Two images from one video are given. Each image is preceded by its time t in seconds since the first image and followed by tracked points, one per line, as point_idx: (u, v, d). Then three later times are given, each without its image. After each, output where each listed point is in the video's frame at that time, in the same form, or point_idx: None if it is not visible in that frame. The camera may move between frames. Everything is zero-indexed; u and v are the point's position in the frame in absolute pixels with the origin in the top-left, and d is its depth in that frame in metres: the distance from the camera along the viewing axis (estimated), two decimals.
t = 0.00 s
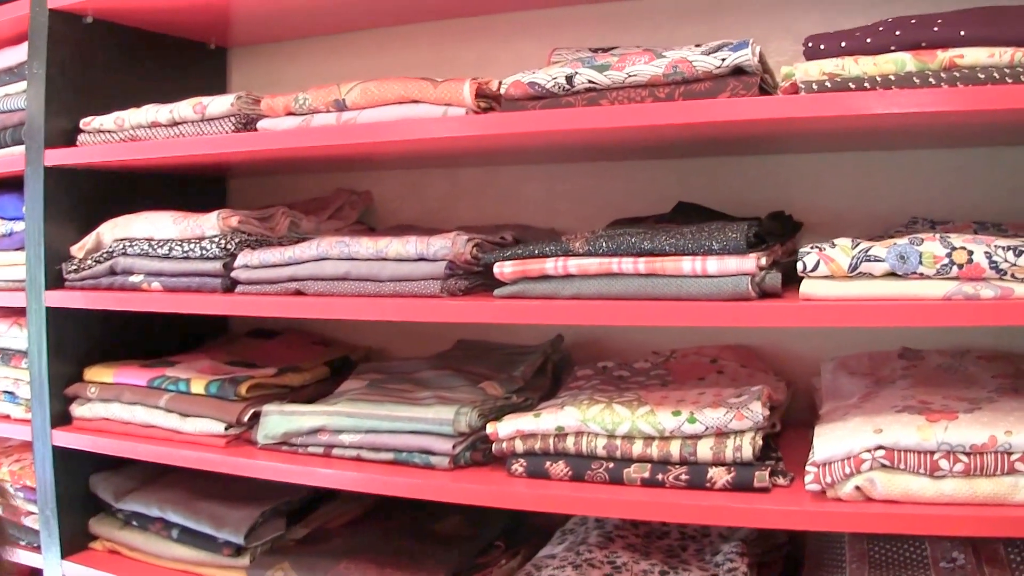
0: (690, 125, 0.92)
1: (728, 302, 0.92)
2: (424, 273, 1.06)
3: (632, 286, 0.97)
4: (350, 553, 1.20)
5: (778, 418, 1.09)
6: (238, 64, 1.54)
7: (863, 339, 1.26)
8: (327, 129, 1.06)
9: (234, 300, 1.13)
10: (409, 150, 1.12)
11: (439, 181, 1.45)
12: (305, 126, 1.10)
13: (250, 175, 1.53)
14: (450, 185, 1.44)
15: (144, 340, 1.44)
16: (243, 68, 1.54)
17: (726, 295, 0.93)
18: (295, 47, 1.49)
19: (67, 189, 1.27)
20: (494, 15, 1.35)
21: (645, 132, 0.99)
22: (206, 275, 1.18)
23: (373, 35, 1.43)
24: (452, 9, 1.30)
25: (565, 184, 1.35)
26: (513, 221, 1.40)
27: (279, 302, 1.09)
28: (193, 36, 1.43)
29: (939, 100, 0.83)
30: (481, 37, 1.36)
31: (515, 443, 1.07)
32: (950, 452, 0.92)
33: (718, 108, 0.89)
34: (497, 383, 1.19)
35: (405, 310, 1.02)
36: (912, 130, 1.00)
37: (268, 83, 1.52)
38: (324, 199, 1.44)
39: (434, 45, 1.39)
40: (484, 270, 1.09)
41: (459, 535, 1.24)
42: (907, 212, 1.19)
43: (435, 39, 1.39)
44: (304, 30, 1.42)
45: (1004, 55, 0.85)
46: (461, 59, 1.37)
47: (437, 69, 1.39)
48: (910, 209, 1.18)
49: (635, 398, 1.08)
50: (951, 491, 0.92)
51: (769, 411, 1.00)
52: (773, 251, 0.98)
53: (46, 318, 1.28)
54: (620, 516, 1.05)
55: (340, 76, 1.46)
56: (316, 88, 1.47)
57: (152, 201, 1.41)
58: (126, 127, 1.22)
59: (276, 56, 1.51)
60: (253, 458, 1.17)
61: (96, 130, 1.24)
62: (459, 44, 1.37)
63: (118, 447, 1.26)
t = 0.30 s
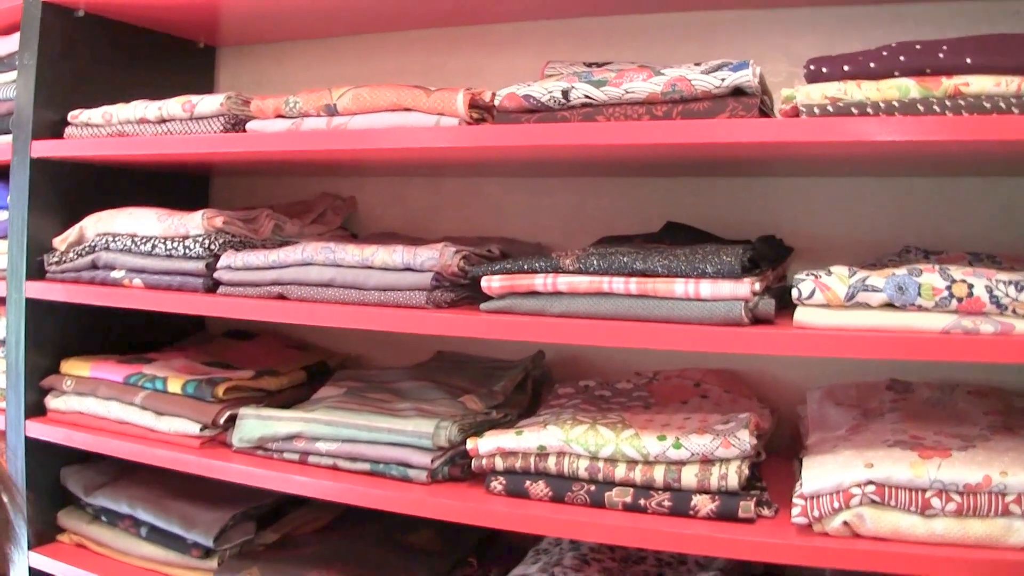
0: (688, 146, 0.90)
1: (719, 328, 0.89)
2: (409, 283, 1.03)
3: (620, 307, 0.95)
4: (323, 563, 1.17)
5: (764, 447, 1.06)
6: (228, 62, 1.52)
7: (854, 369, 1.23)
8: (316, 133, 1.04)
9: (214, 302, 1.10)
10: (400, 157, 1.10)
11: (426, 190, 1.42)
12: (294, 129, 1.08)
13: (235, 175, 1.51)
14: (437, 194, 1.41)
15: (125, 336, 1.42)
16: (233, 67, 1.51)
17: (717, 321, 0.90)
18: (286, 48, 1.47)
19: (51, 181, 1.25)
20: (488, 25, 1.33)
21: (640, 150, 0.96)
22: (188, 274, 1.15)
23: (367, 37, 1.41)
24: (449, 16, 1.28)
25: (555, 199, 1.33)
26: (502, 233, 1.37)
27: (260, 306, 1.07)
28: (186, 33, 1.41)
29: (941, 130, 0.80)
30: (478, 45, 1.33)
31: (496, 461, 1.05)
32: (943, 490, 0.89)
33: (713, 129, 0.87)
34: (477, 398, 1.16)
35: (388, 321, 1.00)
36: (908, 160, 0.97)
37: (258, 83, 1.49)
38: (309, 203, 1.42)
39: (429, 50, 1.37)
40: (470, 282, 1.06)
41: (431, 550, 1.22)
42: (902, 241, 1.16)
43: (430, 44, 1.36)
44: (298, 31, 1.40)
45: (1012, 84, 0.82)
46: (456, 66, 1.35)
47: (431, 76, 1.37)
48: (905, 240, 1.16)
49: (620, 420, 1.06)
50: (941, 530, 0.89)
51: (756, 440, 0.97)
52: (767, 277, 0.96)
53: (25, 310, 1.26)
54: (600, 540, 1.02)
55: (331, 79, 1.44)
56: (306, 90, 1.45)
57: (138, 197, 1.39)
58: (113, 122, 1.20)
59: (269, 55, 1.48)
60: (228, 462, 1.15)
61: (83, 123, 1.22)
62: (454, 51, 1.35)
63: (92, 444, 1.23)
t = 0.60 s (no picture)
0: (694, 150, 0.89)
1: (728, 335, 0.88)
2: (412, 297, 1.02)
3: (627, 315, 0.93)
4: None
5: (775, 456, 1.05)
6: (225, 77, 1.51)
7: (863, 374, 1.22)
8: (314, 146, 1.03)
9: (215, 319, 1.09)
10: (401, 169, 1.09)
11: (428, 201, 1.41)
12: (292, 142, 1.07)
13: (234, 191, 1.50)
14: (440, 205, 1.40)
15: (125, 356, 1.40)
16: (230, 81, 1.51)
17: (726, 328, 0.89)
18: (285, 61, 1.46)
19: (47, 200, 1.24)
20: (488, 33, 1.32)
21: (645, 157, 0.95)
22: (188, 292, 1.14)
23: (366, 49, 1.40)
24: (447, 26, 1.27)
25: (558, 207, 1.32)
26: (505, 243, 1.36)
27: (261, 323, 1.06)
28: (182, 48, 1.41)
29: (952, 130, 0.79)
30: (477, 54, 1.33)
31: (503, 475, 1.03)
32: (958, 497, 0.88)
33: (718, 133, 0.86)
34: (484, 411, 1.15)
35: (391, 335, 0.99)
36: (917, 162, 0.96)
37: (257, 97, 1.49)
38: (309, 217, 1.41)
39: (429, 61, 1.36)
40: (474, 295, 1.05)
41: (440, 567, 1.20)
42: (910, 244, 1.15)
43: (429, 55, 1.36)
44: (296, 44, 1.39)
45: None
46: (456, 76, 1.34)
47: (430, 86, 1.36)
48: (913, 242, 1.15)
49: (629, 432, 1.04)
50: (957, 537, 0.88)
51: (768, 449, 0.96)
52: (775, 284, 0.95)
53: (23, 333, 1.25)
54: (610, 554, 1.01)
55: (330, 91, 1.43)
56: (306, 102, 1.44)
57: (136, 214, 1.38)
58: (109, 140, 1.19)
59: (266, 69, 1.48)
60: (232, 482, 1.13)
61: (79, 142, 1.21)
62: (453, 61, 1.34)
63: (93, 468, 1.22)
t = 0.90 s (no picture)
0: (693, 149, 0.87)
1: (725, 337, 0.87)
2: (407, 294, 1.01)
3: (624, 316, 0.92)
4: None
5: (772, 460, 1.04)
6: (226, 71, 1.51)
7: (864, 379, 1.21)
8: (310, 141, 1.02)
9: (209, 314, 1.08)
10: (398, 164, 1.08)
11: (428, 199, 1.40)
12: (289, 136, 1.06)
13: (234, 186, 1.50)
14: (440, 202, 1.39)
15: (121, 351, 1.40)
16: (232, 76, 1.50)
17: (723, 330, 0.88)
18: (287, 56, 1.45)
19: (45, 193, 1.24)
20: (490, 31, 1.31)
21: (644, 155, 0.94)
22: (183, 287, 1.14)
23: (367, 45, 1.40)
24: (449, 22, 1.27)
25: (558, 206, 1.31)
26: (505, 242, 1.36)
27: (255, 318, 1.05)
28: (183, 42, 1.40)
29: (956, 131, 0.78)
30: (479, 52, 1.32)
31: (497, 475, 1.02)
32: (957, 504, 0.87)
33: (718, 131, 0.85)
34: (480, 411, 1.14)
35: (385, 332, 0.98)
36: (921, 164, 0.95)
37: (258, 92, 1.48)
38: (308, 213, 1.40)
39: (430, 57, 1.35)
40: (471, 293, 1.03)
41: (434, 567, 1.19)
42: (913, 248, 1.14)
43: (431, 52, 1.35)
44: (297, 39, 1.39)
45: None
46: (458, 73, 1.34)
47: (432, 83, 1.35)
48: (916, 245, 1.14)
49: (625, 433, 1.03)
50: (955, 545, 0.86)
51: (765, 453, 0.94)
52: (774, 286, 0.94)
53: (18, 325, 1.24)
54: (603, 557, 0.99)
55: (332, 87, 1.42)
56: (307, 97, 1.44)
57: (135, 208, 1.37)
58: (106, 133, 1.19)
59: (267, 64, 1.47)
60: (224, 479, 1.12)
61: (77, 135, 1.21)
62: (454, 58, 1.34)
63: (86, 462, 1.21)
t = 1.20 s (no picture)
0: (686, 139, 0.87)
1: (721, 328, 0.87)
2: (402, 291, 1.01)
3: (619, 308, 0.92)
4: None
5: (771, 449, 1.04)
6: (217, 72, 1.50)
7: (861, 366, 1.21)
8: (301, 139, 1.02)
9: (204, 315, 1.08)
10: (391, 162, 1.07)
11: (422, 195, 1.40)
12: (280, 135, 1.06)
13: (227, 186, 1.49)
14: (435, 199, 1.39)
15: (117, 355, 1.39)
16: (222, 76, 1.50)
17: (719, 320, 0.88)
18: (278, 55, 1.45)
19: (36, 197, 1.23)
20: (481, 26, 1.31)
21: (637, 147, 0.94)
22: (178, 289, 1.14)
23: (358, 43, 1.39)
24: (440, 18, 1.26)
25: (553, 200, 1.31)
26: (500, 237, 1.35)
27: (250, 319, 1.05)
28: (173, 43, 1.40)
29: (948, 117, 0.78)
30: (470, 47, 1.32)
31: (497, 471, 1.02)
32: (956, 489, 0.87)
33: (710, 121, 0.85)
34: (478, 407, 1.15)
35: (381, 330, 0.98)
36: (914, 150, 0.95)
37: (250, 92, 1.48)
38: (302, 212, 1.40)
39: (422, 54, 1.35)
40: (466, 288, 1.04)
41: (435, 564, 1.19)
42: (908, 234, 1.14)
43: (423, 48, 1.35)
44: (288, 38, 1.38)
45: (1022, 70, 0.80)
46: (450, 69, 1.33)
47: (424, 80, 1.35)
48: (911, 232, 1.14)
49: (623, 426, 1.03)
50: (954, 530, 0.86)
51: (763, 442, 0.95)
52: (769, 275, 0.94)
53: (13, 331, 1.24)
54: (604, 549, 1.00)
55: (323, 86, 1.42)
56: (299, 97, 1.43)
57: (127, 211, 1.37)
58: (97, 136, 1.18)
59: (258, 64, 1.47)
60: (223, 481, 1.12)
61: (67, 138, 1.21)
62: (446, 54, 1.33)
63: (84, 467, 1.21)
